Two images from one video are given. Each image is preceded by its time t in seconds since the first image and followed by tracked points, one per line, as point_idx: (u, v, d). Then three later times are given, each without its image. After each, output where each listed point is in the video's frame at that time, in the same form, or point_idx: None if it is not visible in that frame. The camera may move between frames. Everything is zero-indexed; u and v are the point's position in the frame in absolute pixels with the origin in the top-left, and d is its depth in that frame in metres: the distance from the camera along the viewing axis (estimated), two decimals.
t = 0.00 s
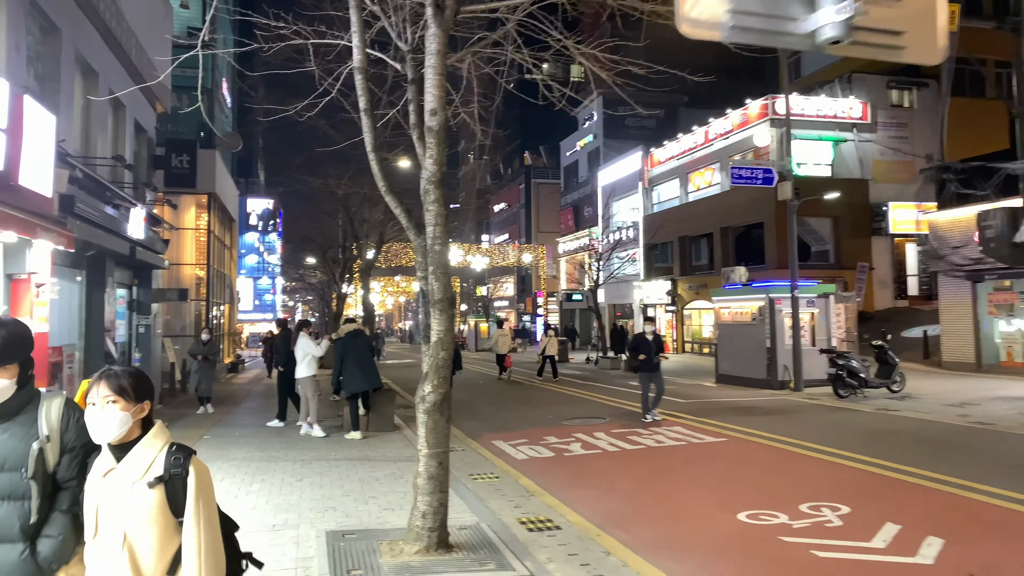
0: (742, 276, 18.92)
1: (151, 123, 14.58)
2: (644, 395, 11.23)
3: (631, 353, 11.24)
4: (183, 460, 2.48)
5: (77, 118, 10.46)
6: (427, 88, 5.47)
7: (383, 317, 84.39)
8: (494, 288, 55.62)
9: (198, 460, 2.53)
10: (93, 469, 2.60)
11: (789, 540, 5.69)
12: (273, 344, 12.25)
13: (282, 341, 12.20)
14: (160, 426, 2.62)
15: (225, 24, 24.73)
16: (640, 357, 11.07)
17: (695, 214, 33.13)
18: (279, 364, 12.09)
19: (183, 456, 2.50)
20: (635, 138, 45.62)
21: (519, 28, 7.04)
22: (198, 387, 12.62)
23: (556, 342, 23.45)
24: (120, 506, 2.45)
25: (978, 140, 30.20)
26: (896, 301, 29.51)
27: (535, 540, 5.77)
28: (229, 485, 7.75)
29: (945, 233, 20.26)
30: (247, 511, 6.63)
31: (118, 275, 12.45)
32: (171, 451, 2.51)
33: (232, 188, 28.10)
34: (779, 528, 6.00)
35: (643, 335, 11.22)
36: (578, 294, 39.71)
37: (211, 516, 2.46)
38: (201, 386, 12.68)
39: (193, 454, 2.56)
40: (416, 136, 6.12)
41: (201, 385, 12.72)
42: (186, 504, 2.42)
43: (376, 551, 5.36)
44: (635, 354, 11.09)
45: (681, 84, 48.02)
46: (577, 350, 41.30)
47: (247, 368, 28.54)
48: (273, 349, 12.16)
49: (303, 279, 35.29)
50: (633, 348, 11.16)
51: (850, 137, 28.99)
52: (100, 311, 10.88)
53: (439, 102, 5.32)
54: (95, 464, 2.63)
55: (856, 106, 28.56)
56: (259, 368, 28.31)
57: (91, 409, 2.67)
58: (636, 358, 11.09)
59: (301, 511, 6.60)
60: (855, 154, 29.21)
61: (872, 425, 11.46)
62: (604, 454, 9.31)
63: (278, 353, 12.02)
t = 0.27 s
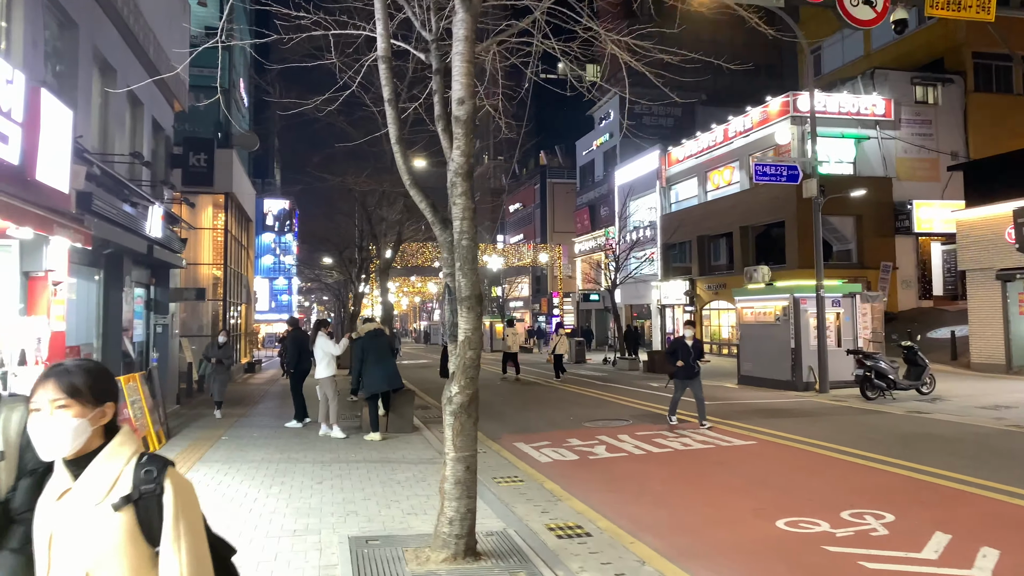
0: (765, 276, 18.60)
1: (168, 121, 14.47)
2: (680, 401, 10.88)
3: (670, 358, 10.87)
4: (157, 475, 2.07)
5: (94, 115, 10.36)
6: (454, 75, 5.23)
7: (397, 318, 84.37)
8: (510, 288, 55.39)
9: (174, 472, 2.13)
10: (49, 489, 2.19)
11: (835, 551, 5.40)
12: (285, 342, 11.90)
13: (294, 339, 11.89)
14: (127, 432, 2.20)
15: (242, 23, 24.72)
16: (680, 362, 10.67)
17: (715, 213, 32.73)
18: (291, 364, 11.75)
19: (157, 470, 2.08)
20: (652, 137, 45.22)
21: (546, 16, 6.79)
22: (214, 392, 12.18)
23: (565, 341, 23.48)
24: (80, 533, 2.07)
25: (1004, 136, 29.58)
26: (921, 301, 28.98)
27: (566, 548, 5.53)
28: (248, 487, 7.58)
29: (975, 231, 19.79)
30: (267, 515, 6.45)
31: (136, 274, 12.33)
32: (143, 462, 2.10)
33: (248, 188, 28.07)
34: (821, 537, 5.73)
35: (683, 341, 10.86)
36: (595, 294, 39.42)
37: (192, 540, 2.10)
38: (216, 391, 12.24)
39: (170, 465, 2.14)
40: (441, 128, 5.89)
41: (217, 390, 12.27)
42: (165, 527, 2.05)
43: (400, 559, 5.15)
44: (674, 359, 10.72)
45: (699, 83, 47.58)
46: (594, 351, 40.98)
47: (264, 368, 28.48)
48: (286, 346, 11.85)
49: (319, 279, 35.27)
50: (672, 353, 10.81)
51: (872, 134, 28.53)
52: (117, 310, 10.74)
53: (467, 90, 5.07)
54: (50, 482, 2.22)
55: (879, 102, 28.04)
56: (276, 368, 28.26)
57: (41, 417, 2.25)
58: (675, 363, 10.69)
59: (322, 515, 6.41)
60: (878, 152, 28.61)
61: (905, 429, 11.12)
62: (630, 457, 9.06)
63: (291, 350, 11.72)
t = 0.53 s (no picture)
0: (773, 276, 18.29)
1: (169, 119, 14.25)
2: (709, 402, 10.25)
3: (695, 355, 10.43)
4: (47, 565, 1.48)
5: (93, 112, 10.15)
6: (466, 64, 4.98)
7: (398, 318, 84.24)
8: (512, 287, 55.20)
9: (73, 552, 1.56)
10: None
11: (865, 562, 5.17)
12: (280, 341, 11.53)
13: (289, 339, 11.57)
14: (17, 487, 1.58)
15: (243, 21, 24.53)
16: (704, 357, 10.20)
17: (719, 212, 32.50)
18: (286, 366, 11.47)
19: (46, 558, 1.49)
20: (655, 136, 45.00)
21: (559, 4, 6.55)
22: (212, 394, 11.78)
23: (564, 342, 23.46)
24: None
25: (1011, 134, 29.31)
26: (928, 300, 28.73)
27: (582, 558, 5.30)
28: (251, 493, 7.36)
29: (985, 229, 19.55)
30: (271, 523, 6.23)
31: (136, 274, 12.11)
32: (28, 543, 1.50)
33: (250, 187, 27.89)
34: (850, 546, 5.49)
35: (708, 335, 10.42)
36: (599, 293, 39.23)
37: None
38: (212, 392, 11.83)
39: (66, 545, 1.56)
40: (451, 122, 5.67)
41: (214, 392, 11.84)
42: None
43: (411, 570, 4.93)
44: (699, 355, 10.27)
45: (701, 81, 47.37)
46: (597, 351, 40.80)
47: (266, 368, 28.28)
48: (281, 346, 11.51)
49: (321, 279, 35.06)
50: (698, 349, 10.36)
51: (878, 132, 28.29)
52: (116, 311, 10.52)
53: (480, 79, 4.82)
54: None
55: (886, 100, 27.80)
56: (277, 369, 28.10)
57: None
58: (700, 359, 10.22)
59: (328, 523, 6.19)
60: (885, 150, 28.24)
61: (921, 430, 10.89)
62: (643, 460, 8.83)
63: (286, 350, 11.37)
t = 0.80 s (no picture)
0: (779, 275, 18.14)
1: (167, 115, 14.05)
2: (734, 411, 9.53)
3: (718, 363, 9.71)
4: None
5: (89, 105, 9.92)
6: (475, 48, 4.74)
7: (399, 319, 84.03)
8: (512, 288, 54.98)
9: None
10: None
11: (892, 569, 4.94)
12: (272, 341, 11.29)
13: (280, 339, 11.32)
14: None
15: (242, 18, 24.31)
16: (728, 365, 9.47)
17: (722, 211, 32.28)
18: (276, 365, 11.25)
19: None
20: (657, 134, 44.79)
21: None
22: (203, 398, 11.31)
23: (559, 340, 23.62)
24: None
25: (1016, 131, 29.07)
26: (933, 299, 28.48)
27: (596, 566, 5.07)
28: (250, 497, 7.13)
29: (993, 227, 19.32)
30: (271, 529, 5.99)
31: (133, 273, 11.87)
32: None
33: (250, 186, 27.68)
34: (875, 554, 5.26)
35: (731, 340, 9.70)
36: (601, 293, 39.01)
37: None
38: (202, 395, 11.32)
39: None
40: (458, 111, 5.43)
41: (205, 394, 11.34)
42: None
43: None
44: (722, 361, 9.56)
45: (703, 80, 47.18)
46: (599, 351, 40.57)
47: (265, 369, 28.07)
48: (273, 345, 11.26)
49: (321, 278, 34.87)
50: (719, 356, 9.66)
51: (883, 130, 28.08)
52: (112, 309, 10.27)
53: (490, 64, 4.59)
54: None
55: (891, 97, 27.77)
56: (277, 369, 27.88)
57: None
58: (722, 366, 9.54)
59: (330, 529, 5.95)
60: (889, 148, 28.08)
61: (935, 431, 10.66)
62: (652, 463, 8.60)
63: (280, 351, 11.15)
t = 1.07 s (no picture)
0: (785, 273, 17.93)
1: (163, 111, 13.80)
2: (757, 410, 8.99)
3: (741, 358, 9.13)
4: None
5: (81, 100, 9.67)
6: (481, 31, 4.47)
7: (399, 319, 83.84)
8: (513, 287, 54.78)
9: None
10: None
11: None
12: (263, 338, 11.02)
13: (273, 336, 11.03)
14: None
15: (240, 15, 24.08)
16: (754, 362, 8.93)
17: (724, 209, 32.03)
18: (265, 364, 10.98)
19: None
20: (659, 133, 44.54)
21: None
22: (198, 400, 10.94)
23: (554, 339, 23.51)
24: None
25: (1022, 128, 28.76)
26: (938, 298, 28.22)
27: None
28: (246, 503, 6.88)
29: (1001, 224, 19.06)
30: (266, 537, 5.74)
31: (128, 271, 11.62)
32: None
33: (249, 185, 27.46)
34: (900, 564, 5.01)
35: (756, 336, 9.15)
36: (602, 292, 38.79)
37: None
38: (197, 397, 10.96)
39: None
40: (462, 100, 5.17)
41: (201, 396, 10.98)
42: None
43: None
44: (746, 356, 9.02)
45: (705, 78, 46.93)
46: (601, 350, 40.35)
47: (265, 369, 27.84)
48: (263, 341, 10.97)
49: (321, 278, 34.68)
50: (744, 353, 9.10)
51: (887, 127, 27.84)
52: (106, 308, 10.02)
53: (497, 49, 4.33)
54: None
55: (896, 94, 27.39)
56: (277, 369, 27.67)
57: None
58: (747, 363, 8.97)
59: (328, 538, 5.70)
60: (894, 145, 27.84)
61: (950, 433, 10.39)
62: (661, 467, 8.34)
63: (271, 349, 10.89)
